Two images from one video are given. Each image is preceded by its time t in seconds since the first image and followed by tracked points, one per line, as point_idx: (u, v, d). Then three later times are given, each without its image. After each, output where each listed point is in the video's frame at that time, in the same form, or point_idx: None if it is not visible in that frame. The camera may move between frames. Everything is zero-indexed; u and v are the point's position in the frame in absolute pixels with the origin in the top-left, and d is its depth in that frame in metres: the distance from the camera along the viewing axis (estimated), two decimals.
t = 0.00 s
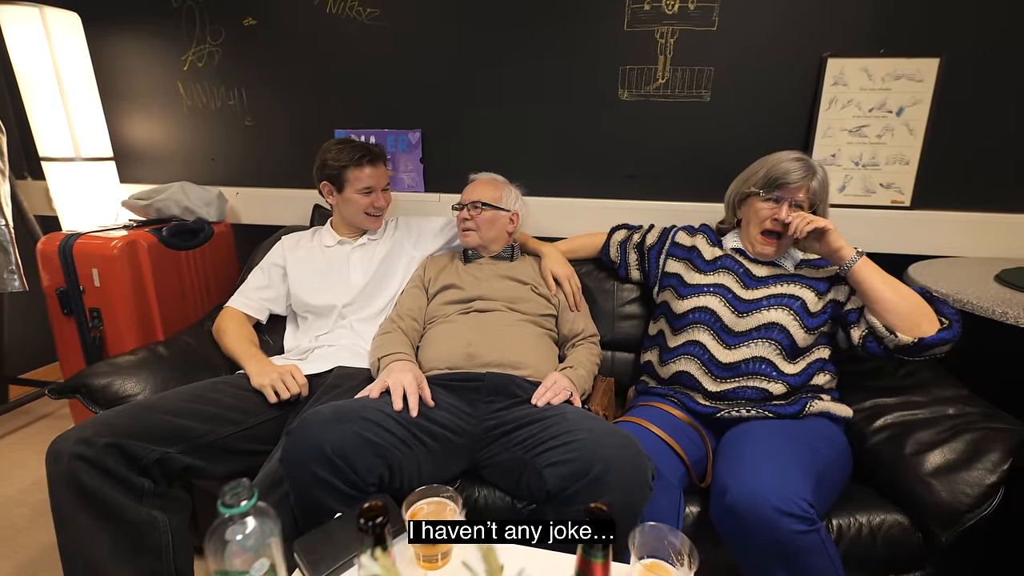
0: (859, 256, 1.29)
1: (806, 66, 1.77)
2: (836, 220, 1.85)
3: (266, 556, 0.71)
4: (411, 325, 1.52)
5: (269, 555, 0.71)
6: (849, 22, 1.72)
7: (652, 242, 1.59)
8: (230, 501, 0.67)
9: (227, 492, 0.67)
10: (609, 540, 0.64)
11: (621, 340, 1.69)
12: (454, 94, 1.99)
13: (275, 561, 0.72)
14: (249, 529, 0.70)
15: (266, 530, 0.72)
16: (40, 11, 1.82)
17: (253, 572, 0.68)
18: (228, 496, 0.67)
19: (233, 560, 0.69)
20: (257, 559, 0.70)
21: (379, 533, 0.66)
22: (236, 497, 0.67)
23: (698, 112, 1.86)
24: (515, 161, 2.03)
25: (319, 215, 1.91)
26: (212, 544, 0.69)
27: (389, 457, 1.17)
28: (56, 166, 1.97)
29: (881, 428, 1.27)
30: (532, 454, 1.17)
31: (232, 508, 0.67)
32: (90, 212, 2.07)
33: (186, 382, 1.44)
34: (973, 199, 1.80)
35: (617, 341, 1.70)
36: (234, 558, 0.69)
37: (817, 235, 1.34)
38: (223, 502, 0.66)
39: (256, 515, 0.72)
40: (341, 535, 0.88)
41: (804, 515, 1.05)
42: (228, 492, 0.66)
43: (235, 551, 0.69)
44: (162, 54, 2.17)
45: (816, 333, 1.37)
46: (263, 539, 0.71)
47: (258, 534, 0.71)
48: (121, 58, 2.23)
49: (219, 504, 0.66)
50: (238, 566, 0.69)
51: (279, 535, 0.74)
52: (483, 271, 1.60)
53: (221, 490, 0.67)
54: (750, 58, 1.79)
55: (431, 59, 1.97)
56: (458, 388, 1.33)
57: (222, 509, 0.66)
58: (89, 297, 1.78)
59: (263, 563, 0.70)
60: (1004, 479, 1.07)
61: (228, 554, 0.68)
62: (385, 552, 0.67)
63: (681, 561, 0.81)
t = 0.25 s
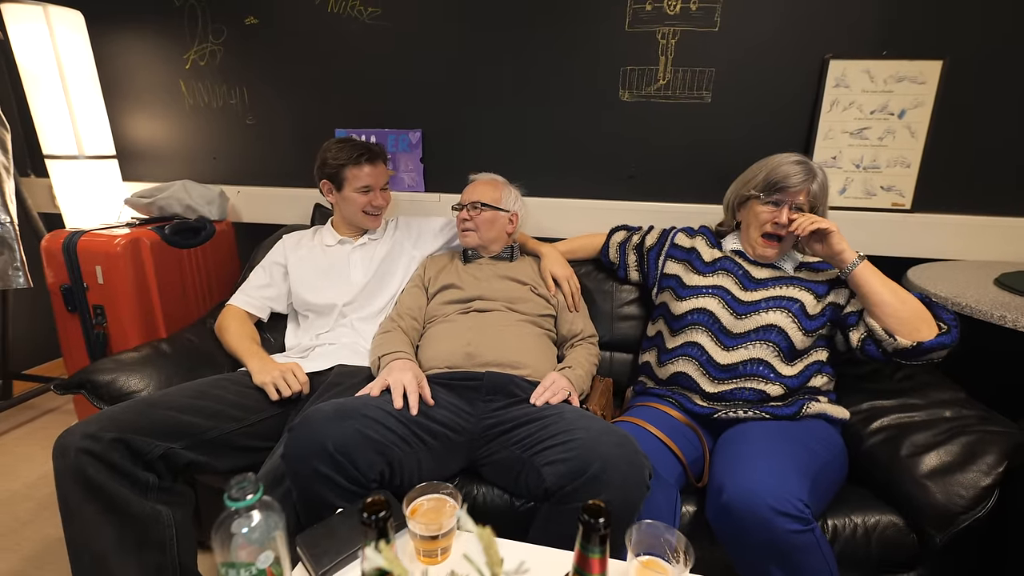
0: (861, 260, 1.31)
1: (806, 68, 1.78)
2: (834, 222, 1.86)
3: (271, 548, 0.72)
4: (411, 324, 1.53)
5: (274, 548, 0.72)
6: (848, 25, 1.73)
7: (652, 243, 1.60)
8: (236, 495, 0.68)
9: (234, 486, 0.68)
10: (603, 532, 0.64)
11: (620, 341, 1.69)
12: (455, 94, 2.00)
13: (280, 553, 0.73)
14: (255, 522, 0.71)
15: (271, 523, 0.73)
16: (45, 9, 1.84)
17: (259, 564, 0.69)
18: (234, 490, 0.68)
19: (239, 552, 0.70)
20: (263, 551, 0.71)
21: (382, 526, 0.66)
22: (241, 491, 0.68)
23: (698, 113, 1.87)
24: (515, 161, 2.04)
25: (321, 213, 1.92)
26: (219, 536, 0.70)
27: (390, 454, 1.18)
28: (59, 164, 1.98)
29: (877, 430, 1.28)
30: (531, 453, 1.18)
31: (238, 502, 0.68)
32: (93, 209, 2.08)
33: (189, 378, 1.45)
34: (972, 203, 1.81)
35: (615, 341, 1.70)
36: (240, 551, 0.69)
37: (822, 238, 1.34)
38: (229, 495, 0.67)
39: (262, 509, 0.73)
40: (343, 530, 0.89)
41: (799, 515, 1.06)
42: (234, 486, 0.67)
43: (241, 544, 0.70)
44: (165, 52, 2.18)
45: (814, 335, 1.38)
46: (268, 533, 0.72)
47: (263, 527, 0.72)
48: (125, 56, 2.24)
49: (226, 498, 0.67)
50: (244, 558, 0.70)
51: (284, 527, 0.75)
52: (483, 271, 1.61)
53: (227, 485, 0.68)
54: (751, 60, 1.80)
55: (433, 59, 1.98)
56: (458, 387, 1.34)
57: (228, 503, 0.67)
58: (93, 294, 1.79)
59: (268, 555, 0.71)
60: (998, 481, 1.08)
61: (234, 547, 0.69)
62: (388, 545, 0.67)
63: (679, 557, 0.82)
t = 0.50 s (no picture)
0: (862, 261, 1.30)
1: (806, 68, 1.77)
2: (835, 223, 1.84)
3: (277, 544, 0.73)
4: (410, 324, 1.54)
5: (279, 543, 0.73)
6: (849, 25, 1.72)
7: (650, 243, 1.59)
8: (243, 490, 0.68)
9: (240, 482, 0.68)
10: (602, 529, 0.64)
11: (619, 341, 1.69)
12: (455, 96, 2.01)
13: (285, 549, 0.74)
14: (260, 517, 0.72)
15: (276, 519, 0.74)
16: (57, 15, 1.87)
17: (265, 558, 0.70)
18: (240, 486, 0.68)
19: (245, 547, 0.70)
20: (269, 546, 0.72)
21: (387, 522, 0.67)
22: (248, 487, 0.69)
23: (698, 114, 1.87)
24: (515, 162, 2.04)
25: (321, 214, 1.93)
26: (225, 531, 0.71)
27: (390, 453, 1.18)
28: (69, 167, 2.02)
29: (879, 431, 1.27)
30: (530, 452, 1.19)
31: (244, 497, 0.68)
32: (101, 211, 2.11)
33: (193, 377, 1.47)
34: (976, 203, 1.79)
35: (614, 342, 1.70)
36: (246, 546, 0.71)
37: (822, 237, 1.34)
38: (237, 491, 0.68)
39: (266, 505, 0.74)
40: (345, 526, 0.89)
41: (800, 516, 1.05)
42: (242, 482, 0.68)
43: (247, 539, 0.71)
44: (170, 56, 2.21)
45: (813, 335, 1.37)
46: (274, 528, 0.73)
47: (269, 522, 0.73)
48: (131, 61, 2.27)
49: (233, 494, 0.67)
50: (250, 553, 0.71)
51: (288, 524, 0.76)
52: (481, 272, 1.61)
53: (233, 481, 0.68)
54: (750, 60, 1.79)
55: (433, 61, 1.99)
56: (457, 386, 1.35)
57: (235, 499, 0.68)
58: (101, 294, 1.81)
59: (274, 550, 0.72)
60: (1003, 484, 1.06)
61: (240, 541, 0.70)
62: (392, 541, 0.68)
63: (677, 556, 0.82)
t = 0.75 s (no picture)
0: (861, 263, 1.33)
1: (806, 74, 1.79)
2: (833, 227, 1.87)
3: (281, 539, 0.75)
4: (413, 323, 1.56)
5: (283, 538, 0.74)
6: (849, 32, 1.74)
7: (651, 245, 1.61)
8: (248, 486, 0.70)
9: (246, 478, 0.70)
10: (599, 525, 0.66)
11: (619, 341, 1.71)
12: (458, 97, 2.03)
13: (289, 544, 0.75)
14: (265, 513, 0.74)
15: (280, 515, 0.76)
16: (60, 13, 1.87)
17: (269, 553, 0.72)
18: (246, 482, 0.70)
19: (249, 543, 0.72)
20: (272, 541, 0.73)
21: (389, 517, 0.68)
22: (253, 483, 0.70)
23: (698, 118, 1.89)
24: (517, 163, 2.06)
25: (324, 213, 1.94)
26: (230, 527, 0.72)
27: (393, 451, 1.20)
28: (69, 163, 2.02)
29: (873, 432, 1.30)
30: (530, 451, 1.20)
31: (250, 493, 0.70)
32: (102, 207, 2.12)
33: (195, 374, 1.48)
34: (971, 208, 1.82)
35: (614, 342, 1.72)
36: (251, 540, 0.72)
37: (824, 241, 1.37)
38: (242, 486, 0.69)
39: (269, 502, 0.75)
40: (348, 523, 0.91)
41: (794, 515, 1.07)
42: (247, 477, 0.69)
43: (252, 534, 0.72)
44: (173, 54, 2.22)
45: (812, 337, 1.39)
46: (278, 524, 0.75)
47: (273, 518, 0.75)
48: (134, 58, 2.27)
49: (238, 489, 0.69)
50: (254, 548, 0.72)
51: (292, 520, 0.77)
52: (484, 272, 1.63)
53: (239, 477, 0.70)
54: (752, 65, 1.82)
55: (437, 62, 2.01)
56: (459, 386, 1.37)
57: (240, 494, 0.69)
58: (102, 291, 1.82)
59: (278, 545, 0.73)
60: (992, 484, 1.09)
61: (245, 536, 0.71)
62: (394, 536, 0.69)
63: (673, 553, 0.84)
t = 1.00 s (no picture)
0: (861, 264, 1.33)
1: (809, 75, 1.79)
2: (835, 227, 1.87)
3: (279, 542, 0.75)
4: (415, 323, 1.56)
5: (281, 542, 0.74)
6: (851, 33, 1.74)
7: (652, 245, 1.61)
8: (247, 489, 0.70)
9: (244, 481, 0.70)
10: (599, 529, 0.66)
11: (620, 341, 1.71)
12: (460, 97, 2.03)
13: (287, 548, 0.75)
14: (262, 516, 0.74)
15: (278, 518, 0.76)
16: (64, 14, 1.87)
17: (267, 556, 0.71)
18: (244, 484, 0.69)
19: (246, 546, 0.72)
20: (270, 544, 0.73)
21: (387, 520, 0.68)
22: (252, 486, 0.70)
23: (700, 119, 1.88)
24: (519, 164, 2.06)
25: (327, 212, 1.94)
26: (228, 530, 0.72)
27: (393, 452, 1.20)
28: (74, 164, 2.02)
29: (876, 433, 1.29)
30: (531, 452, 1.20)
31: (248, 495, 0.70)
32: (106, 207, 2.12)
33: (195, 374, 1.48)
34: (974, 209, 1.82)
35: (616, 342, 1.72)
36: (248, 544, 0.72)
37: (825, 241, 1.37)
38: (240, 489, 0.69)
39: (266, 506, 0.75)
40: (347, 525, 0.91)
41: (796, 517, 1.07)
42: (245, 480, 0.69)
43: (249, 537, 0.72)
44: (175, 55, 2.22)
45: (813, 337, 1.39)
46: (275, 527, 0.75)
47: (270, 521, 0.74)
48: (137, 59, 2.28)
49: (236, 492, 0.69)
50: (251, 552, 0.72)
51: (289, 523, 0.77)
52: (484, 271, 1.63)
53: (237, 479, 0.70)
54: (754, 66, 1.81)
55: (438, 63, 2.01)
56: (460, 386, 1.36)
57: (238, 497, 0.69)
58: (103, 291, 1.82)
59: (275, 549, 0.73)
60: (995, 486, 1.08)
61: (242, 539, 0.71)
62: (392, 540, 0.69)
63: (673, 556, 0.83)
